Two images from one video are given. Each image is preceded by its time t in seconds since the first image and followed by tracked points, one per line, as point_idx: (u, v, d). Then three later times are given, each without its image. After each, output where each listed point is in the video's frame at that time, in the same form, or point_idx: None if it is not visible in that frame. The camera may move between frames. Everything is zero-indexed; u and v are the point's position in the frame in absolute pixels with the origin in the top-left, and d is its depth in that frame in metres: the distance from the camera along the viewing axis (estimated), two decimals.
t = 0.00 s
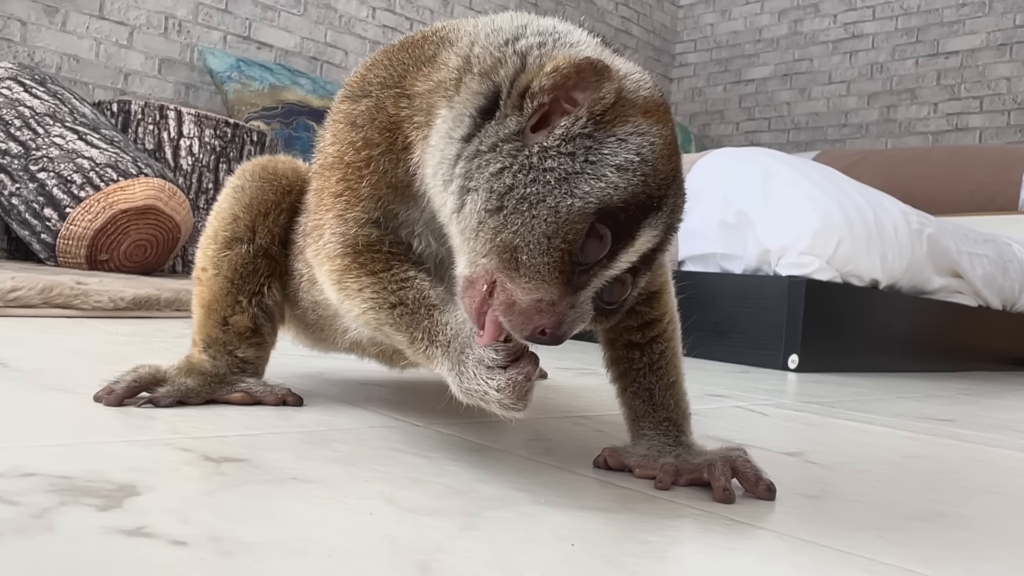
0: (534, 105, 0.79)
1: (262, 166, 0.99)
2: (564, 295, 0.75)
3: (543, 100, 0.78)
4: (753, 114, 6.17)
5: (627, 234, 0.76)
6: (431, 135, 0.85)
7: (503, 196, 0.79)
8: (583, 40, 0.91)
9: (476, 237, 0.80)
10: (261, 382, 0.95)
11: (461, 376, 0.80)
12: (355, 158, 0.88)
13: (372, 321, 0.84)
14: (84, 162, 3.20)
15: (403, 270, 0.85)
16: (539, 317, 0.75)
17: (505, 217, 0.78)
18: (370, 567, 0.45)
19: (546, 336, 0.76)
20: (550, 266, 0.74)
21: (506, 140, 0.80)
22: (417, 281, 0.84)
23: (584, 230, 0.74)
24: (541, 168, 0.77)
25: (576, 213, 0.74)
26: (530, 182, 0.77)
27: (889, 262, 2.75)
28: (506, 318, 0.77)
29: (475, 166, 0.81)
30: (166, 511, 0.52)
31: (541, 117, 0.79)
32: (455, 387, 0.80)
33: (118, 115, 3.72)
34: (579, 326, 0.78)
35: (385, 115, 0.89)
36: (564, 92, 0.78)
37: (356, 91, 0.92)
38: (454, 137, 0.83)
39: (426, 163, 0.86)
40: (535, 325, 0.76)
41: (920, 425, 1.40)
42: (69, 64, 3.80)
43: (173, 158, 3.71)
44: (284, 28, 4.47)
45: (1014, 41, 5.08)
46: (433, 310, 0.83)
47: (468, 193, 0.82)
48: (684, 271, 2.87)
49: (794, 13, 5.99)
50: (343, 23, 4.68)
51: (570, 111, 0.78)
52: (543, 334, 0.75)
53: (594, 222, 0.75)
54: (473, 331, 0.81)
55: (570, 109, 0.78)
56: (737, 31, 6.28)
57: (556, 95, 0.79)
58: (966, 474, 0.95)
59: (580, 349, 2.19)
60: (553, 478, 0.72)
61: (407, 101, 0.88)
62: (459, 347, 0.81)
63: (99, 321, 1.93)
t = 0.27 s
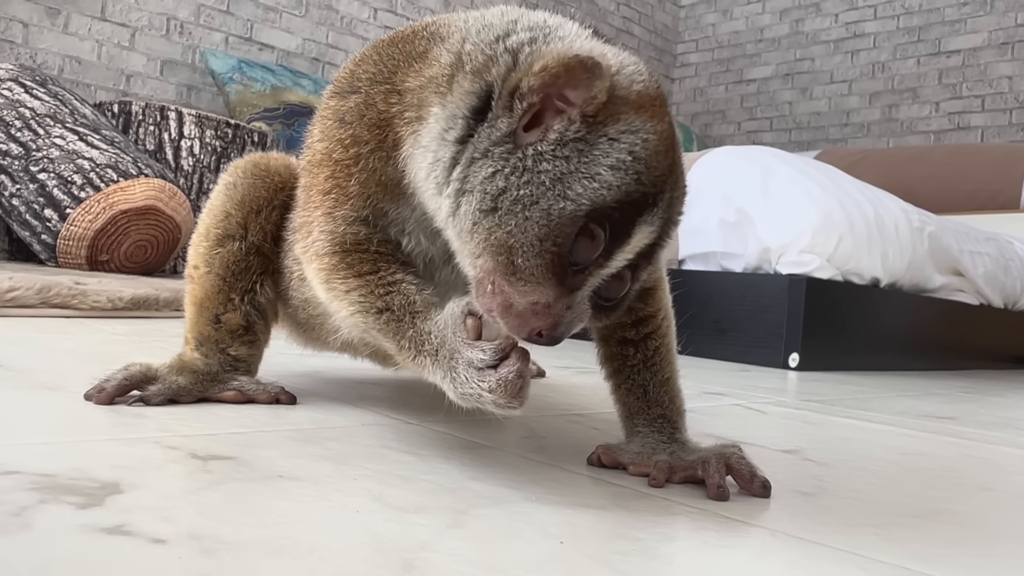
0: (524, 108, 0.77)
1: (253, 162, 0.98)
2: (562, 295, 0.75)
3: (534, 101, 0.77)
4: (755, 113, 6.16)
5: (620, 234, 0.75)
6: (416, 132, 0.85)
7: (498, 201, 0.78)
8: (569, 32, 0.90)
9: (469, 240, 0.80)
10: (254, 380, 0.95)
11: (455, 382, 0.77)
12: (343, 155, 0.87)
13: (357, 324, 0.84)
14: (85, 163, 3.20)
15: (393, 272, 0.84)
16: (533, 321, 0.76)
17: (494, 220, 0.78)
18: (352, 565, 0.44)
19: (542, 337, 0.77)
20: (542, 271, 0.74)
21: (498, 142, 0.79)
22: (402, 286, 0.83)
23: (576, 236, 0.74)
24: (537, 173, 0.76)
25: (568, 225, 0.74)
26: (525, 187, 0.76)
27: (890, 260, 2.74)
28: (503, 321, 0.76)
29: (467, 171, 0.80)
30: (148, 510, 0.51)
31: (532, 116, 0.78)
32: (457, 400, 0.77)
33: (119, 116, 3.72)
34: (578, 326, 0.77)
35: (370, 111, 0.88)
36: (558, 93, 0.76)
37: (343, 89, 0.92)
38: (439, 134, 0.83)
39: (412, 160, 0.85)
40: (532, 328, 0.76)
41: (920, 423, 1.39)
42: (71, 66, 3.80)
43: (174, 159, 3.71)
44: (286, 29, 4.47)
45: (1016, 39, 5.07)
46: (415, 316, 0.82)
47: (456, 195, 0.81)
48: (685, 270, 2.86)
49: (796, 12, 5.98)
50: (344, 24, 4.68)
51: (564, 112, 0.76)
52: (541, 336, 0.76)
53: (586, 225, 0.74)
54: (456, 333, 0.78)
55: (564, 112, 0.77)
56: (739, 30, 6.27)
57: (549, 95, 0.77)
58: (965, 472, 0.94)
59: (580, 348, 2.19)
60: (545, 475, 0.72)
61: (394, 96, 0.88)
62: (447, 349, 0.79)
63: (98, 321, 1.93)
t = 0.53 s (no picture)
0: (459, 98, 0.79)
1: (248, 160, 0.97)
2: (527, 278, 0.73)
3: (471, 90, 0.79)
4: (753, 111, 6.15)
5: (580, 210, 0.72)
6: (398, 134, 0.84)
7: (451, 192, 0.79)
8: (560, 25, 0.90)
9: (443, 240, 0.80)
10: (247, 380, 0.94)
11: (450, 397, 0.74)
12: (338, 161, 0.86)
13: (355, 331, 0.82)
14: (79, 161, 3.19)
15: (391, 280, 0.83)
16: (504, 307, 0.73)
17: (468, 217, 0.77)
18: (343, 569, 0.44)
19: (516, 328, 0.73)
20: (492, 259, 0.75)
21: (448, 133, 0.80)
22: (397, 296, 0.82)
23: (521, 217, 0.73)
24: (487, 161, 0.77)
25: (510, 200, 0.73)
26: (472, 178, 0.77)
27: (887, 258, 2.73)
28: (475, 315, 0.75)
29: (427, 175, 0.81)
30: (137, 512, 0.50)
31: (477, 108, 0.80)
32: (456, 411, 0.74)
33: (114, 113, 3.71)
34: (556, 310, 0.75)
35: (364, 115, 0.87)
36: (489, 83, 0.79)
37: (338, 91, 0.91)
38: (418, 140, 0.82)
39: (397, 166, 0.84)
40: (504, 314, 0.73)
41: (917, 421, 1.38)
42: (67, 63, 3.79)
43: (170, 156, 3.70)
44: (282, 26, 4.45)
45: (1013, 36, 5.07)
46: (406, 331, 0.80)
47: (429, 195, 0.81)
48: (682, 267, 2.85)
49: (793, 9, 5.98)
50: (340, 21, 4.67)
51: (500, 99, 0.78)
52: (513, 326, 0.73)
53: (537, 206, 0.72)
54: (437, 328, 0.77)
55: (496, 99, 0.79)
56: (736, 27, 6.27)
57: (483, 85, 0.80)
58: (962, 471, 0.94)
59: (576, 345, 2.18)
60: (539, 476, 0.71)
61: (383, 101, 0.87)
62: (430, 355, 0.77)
63: (92, 319, 1.92)
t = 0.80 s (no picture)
0: (431, 65, 0.82)
1: (238, 157, 0.96)
2: (507, 243, 0.73)
3: (440, 57, 0.82)
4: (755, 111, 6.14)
5: (554, 162, 0.71)
6: (385, 122, 0.84)
7: (427, 163, 0.79)
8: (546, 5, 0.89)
9: (428, 213, 0.79)
10: (237, 378, 0.93)
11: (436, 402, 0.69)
12: (329, 158, 0.85)
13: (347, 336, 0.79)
14: (79, 161, 3.19)
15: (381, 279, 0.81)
16: (486, 279, 0.73)
17: (451, 190, 0.76)
18: (317, 566, 0.43)
19: (501, 297, 0.73)
20: (469, 227, 0.75)
21: (420, 105, 0.82)
22: (382, 297, 0.79)
23: (493, 177, 0.72)
24: (459, 129, 0.77)
25: (478, 159, 0.73)
26: (445, 145, 0.78)
27: (887, 256, 2.72)
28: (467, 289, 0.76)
29: (398, 139, 0.82)
30: (111, 510, 0.50)
31: (445, 73, 0.82)
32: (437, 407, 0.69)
33: (115, 115, 3.71)
34: (540, 271, 0.73)
35: (353, 107, 0.86)
36: (458, 49, 0.82)
37: (327, 86, 0.91)
38: (400, 117, 0.83)
39: (384, 152, 0.84)
40: (487, 285, 0.73)
41: (915, 420, 1.37)
42: (69, 65, 3.79)
43: (171, 158, 3.70)
44: (284, 28, 4.45)
45: (1015, 36, 5.05)
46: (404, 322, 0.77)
47: (412, 174, 0.81)
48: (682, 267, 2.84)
49: (795, 9, 5.97)
50: (342, 22, 4.67)
51: (464, 63, 0.80)
52: (496, 296, 0.73)
53: (510, 164, 0.71)
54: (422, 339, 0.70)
55: (463, 61, 0.81)
56: (738, 28, 6.26)
57: (450, 50, 0.82)
58: (959, 469, 0.93)
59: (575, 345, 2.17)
60: (526, 472, 0.70)
61: (370, 94, 0.87)
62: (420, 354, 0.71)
63: (89, 319, 1.92)
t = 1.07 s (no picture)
0: (422, 63, 0.82)
1: (234, 158, 0.96)
2: (521, 230, 0.74)
3: (430, 58, 0.82)
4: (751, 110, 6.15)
5: (557, 141, 0.71)
6: (385, 127, 0.84)
7: (431, 162, 0.79)
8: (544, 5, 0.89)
9: (430, 205, 0.79)
10: (232, 379, 0.93)
11: (409, 409, 0.68)
12: (327, 162, 0.85)
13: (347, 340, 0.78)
14: (74, 161, 3.19)
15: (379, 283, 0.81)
16: (505, 268, 0.74)
17: (456, 182, 0.76)
18: (309, 570, 0.43)
19: (523, 287, 0.73)
20: (477, 219, 0.75)
21: (416, 103, 0.82)
22: (377, 295, 0.79)
23: (499, 164, 0.72)
24: (454, 120, 0.77)
25: (479, 147, 0.74)
26: (440, 137, 0.78)
27: (882, 255, 2.73)
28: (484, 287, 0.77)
29: (396, 135, 0.82)
30: (105, 513, 0.50)
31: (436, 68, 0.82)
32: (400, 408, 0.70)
33: (110, 114, 3.70)
34: (559, 258, 0.74)
35: (354, 113, 0.86)
36: (447, 44, 0.82)
37: (328, 94, 0.90)
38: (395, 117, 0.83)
39: (383, 151, 0.83)
40: (509, 274, 0.74)
41: (909, 420, 1.38)
42: (64, 64, 3.78)
43: (166, 157, 3.70)
44: (280, 27, 4.44)
45: (1011, 35, 5.07)
46: (390, 329, 0.76)
47: (413, 168, 0.80)
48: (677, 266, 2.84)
49: (791, 8, 5.98)
50: (338, 21, 4.66)
51: (454, 57, 0.81)
52: (519, 285, 0.73)
53: (515, 149, 0.71)
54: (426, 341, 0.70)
55: (452, 53, 0.81)
56: (734, 27, 6.26)
57: (439, 45, 0.83)
58: (952, 470, 0.93)
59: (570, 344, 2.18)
60: (521, 474, 0.71)
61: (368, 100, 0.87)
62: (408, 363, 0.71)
63: (84, 320, 1.92)
